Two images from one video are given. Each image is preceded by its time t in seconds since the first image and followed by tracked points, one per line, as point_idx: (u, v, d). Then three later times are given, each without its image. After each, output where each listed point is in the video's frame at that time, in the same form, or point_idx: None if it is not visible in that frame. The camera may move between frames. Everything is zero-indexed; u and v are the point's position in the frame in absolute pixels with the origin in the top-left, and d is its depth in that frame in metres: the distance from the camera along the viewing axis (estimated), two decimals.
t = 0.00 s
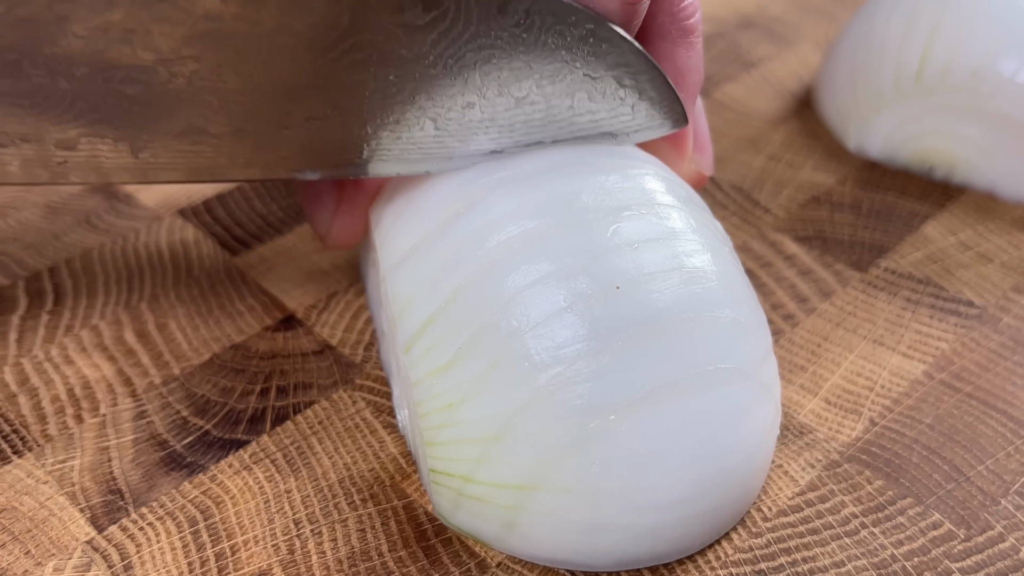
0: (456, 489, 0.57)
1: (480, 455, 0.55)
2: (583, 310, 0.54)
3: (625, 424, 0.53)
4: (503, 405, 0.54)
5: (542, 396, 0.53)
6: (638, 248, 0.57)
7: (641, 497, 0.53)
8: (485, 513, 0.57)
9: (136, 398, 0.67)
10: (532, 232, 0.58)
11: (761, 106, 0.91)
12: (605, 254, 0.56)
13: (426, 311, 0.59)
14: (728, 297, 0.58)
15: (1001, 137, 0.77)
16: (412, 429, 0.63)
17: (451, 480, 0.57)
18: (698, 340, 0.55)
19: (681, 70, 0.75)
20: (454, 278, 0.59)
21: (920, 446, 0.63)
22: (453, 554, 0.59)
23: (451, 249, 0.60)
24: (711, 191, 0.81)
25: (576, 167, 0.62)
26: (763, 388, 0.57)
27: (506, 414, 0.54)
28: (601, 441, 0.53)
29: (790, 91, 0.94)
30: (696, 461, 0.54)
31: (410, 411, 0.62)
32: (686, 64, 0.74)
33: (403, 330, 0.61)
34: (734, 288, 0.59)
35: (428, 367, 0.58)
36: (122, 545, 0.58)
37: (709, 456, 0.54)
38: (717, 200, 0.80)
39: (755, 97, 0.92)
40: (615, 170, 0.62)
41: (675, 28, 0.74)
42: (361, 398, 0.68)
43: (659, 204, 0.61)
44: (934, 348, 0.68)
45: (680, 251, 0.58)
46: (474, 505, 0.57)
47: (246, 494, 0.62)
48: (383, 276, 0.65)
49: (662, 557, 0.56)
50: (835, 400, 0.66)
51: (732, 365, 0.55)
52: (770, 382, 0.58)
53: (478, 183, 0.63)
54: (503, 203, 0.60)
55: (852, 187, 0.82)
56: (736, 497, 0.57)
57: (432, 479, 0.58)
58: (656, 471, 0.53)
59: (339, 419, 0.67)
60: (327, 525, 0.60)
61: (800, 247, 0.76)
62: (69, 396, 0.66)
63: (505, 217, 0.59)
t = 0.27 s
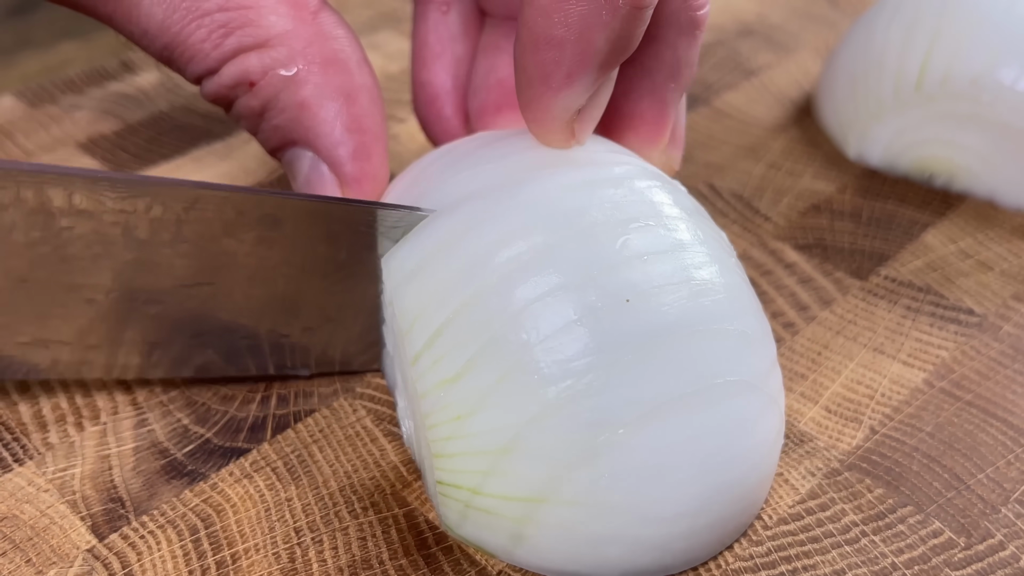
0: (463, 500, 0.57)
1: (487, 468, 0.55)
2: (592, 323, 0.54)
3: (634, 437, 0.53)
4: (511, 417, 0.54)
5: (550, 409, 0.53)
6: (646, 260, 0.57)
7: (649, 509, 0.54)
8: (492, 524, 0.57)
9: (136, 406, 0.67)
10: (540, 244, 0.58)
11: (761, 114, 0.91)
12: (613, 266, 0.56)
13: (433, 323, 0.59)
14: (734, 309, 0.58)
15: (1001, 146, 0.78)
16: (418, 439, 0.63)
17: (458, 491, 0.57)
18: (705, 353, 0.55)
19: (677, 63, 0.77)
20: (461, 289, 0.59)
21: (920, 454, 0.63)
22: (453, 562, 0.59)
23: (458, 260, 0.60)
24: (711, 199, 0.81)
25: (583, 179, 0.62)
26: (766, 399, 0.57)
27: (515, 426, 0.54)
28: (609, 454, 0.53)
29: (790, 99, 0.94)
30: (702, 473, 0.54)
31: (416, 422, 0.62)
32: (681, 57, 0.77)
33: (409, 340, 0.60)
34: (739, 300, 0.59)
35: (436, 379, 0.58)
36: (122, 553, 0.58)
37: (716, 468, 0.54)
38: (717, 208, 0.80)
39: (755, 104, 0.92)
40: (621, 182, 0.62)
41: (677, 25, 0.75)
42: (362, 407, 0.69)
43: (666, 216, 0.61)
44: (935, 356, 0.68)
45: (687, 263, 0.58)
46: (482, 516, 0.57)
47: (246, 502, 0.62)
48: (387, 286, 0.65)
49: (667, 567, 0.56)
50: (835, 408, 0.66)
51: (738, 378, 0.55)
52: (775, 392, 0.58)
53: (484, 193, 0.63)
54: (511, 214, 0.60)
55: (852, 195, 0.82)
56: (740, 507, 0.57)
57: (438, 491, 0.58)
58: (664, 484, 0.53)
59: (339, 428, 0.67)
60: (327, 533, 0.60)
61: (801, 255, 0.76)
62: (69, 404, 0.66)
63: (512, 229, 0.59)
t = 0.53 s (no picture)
0: (459, 505, 0.57)
1: (482, 472, 0.55)
2: (585, 325, 0.54)
3: (628, 440, 0.53)
4: (505, 421, 0.54)
5: (544, 411, 0.53)
6: (639, 262, 0.57)
7: (643, 510, 0.53)
8: (487, 529, 0.56)
9: (136, 413, 0.67)
10: (533, 247, 0.58)
11: (761, 121, 0.91)
12: (606, 269, 0.56)
13: (427, 327, 0.59)
14: (729, 310, 0.57)
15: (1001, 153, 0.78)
16: (414, 444, 0.63)
17: (454, 496, 0.57)
18: (699, 355, 0.55)
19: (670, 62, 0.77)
20: (455, 293, 0.59)
21: (920, 461, 0.63)
22: (452, 569, 0.59)
23: (452, 265, 0.60)
24: (711, 206, 0.81)
25: (576, 180, 0.62)
26: (764, 404, 0.57)
27: (509, 430, 0.54)
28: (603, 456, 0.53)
29: (790, 106, 0.94)
30: (698, 476, 0.54)
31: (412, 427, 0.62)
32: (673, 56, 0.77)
33: (404, 345, 0.60)
34: (735, 302, 0.58)
35: (430, 383, 0.58)
36: (121, 560, 0.58)
37: (712, 470, 0.54)
38: (716, 215, 0.80)
39: (755, 111, 0.92)
40: (615, 183, 0.62)
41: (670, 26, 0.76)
42: (361, 414, 0.68)
43: (660, 217, 0.61)
44: (934, 362, 0.68)
45: (681, 265, 0.58)
46: (477, 521, 0.57)
47: (246, 509, 0.62)
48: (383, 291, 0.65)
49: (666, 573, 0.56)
50: (835, 414, 0.66)
51: (733, 379, 0.55)
52: (774, 395, 0.58)
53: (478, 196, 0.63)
54: (504, 217, 0.60)
55: (852, 202, 0.82)
56: (739, 513, 0.57)
57: (434, 496, 0.58)
58: (658, 486, 0.53)
59: (339, 435, 0.67)
60: (327, 540, 0.60)
61: (800, 262, 0.76)
62: (69, 411, 0.66)
63: (506, 232, 0.59)
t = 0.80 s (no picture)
0: (458, 512, 0.57)
1: (481, 479, 0.55)
2: (584, 333, 0.54)
3: (627, 448, 0.52)
4: (504, 428, 0.54)
5: (543, 419, 0.53)
6: (639, 270, 0.57)
7: (642, 518, 0.53)
8: (486, 536, 0.56)
9: (136, 421, 0.67)
10: (532, 254, 0.58)
11: (761, 129, 0.91)
12: (606, 276, 0.56)
13: (427, 334, 0.59)
14: (728, 319, 0.57)
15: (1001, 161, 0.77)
16: (413, 452, 0.63)
17: (453, 503, 0.57)
18: (699, 363, 0.54)
19: (660, 72, 0.77)
20: (455, 300, 0.59)
21: (920, 468, 0.63)
22: None
23: (451, 272, 0.60)
24: (711, 213, 0.81)
25: (575, 187, 0.62)
26: (763, 412, 0.57)
27: (508, 437, 0.54)
28: (602, 465, 0.52)
29: (790, 114, 0.94)
30: (697, 484, 0.54)
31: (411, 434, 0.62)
32: (666, 66, 0.77)
33: (404, 352, 0.61)
34: (735, 310, 0.58)
35: (430, 390, 0.58)
36: (121, 568, 0.58)
37: (711, 478, 0.54)
38: (716, 223, 0.80)
39: (755, 119, 0.93)
40: (614, 190, 0.62)
41: (664, 36, 0.75)
42: (361, 421, 0.68)
43: (659, 225, 0.61)
44: (934, 370, 0.68)
45: (681, 273, 0.58)
46: (476, 528, 0.57)
47: (245, 517, 0.62)
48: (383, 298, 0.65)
49: None
50: (835, 422, 0.66)
51: (733, 388, 0.55)
52: (773, 402, 0.58)
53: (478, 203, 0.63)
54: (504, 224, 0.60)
55: (852, 210, 0.82)
56: (738, 520, 0.57)
57: (433, 503, 0.58)
58: (658, 494, 0.53)
59: (339, 442, 0.67)
60: (327, 548, 0.60)
61: (800, 269, 0.76)
62: (69, 419, 0.66)
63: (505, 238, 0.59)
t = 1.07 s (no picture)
0: (460, 523, 0.57)
1: (485, 491, 0.55)
2: (592, 349, 0.54)
3: (632, 465, 0.53)
4: (509, 442, 0.54)
5: (549, 434, 0.53)
6: (648, 286, 0.57)
7: (645, 535, 0.53)
8: (487, 548, 0.56)
9: (136, 429, 0.67)
10: (540, 269, 0.58)
11: (761, 137, 0.91)
12: (613, 293, 0.56)
13: (433, 345, 0.59)
14: (736, 337, 0.57)
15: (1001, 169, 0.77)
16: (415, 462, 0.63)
17: (455, 514, 0.57)
18: (706, 381, 0.55)
19: (656, 78, 0.77)
20: (461, 312, 0.59)
21: (920, 476, 0.63)
22: None
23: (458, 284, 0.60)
24: (711, 221, 0.81)
25: (583, 203, 0.62)
26: (767, 429, 0.57)
27: (513, 451, 0.54)
28: (607, 481, 0.53)
29: (791, 122, 0.94)
30: (700, 500, 0.54)
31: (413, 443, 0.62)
32: (662, 70, 0.77)
33: (409, 362, 0.60)
34: (742, 328, 0.58)
35: (434, 401, 0.58)
36: None
37: (714, 496, 0.54)
38: (716, 231, 0.80)
39: (755, 127, 0.93)
40: (623, 207, 0.63)
41: (662, 39, 0.75)
42: (361, 429, 0.69)
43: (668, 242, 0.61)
44: (935, 378, 0.68)
45: (689, 290, 0.58)
46: (477, 539, 0.56)
47: (245, 525, 0.62)
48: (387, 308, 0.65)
49: None
50: (835, 430, 0.66)
51: (739, 406, 0.55)
52: (776, 423, 0.58)
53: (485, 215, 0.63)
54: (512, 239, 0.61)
55: (852, 218, 0.82)
56: (739, 534, 0.57)
57: (435, 513, 0.58)
58: (660, 511, 0.53)
59: (339, 450, 0.67)
60: (326, 556, 0.60)
61: (801, 278, 0.76)
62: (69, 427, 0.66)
63: (512, 252, 0.59)
